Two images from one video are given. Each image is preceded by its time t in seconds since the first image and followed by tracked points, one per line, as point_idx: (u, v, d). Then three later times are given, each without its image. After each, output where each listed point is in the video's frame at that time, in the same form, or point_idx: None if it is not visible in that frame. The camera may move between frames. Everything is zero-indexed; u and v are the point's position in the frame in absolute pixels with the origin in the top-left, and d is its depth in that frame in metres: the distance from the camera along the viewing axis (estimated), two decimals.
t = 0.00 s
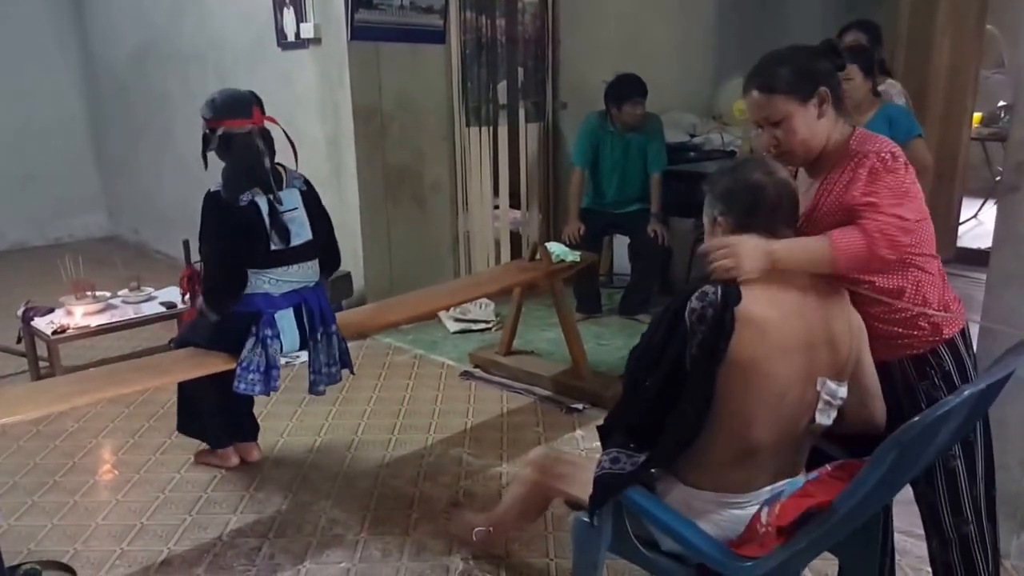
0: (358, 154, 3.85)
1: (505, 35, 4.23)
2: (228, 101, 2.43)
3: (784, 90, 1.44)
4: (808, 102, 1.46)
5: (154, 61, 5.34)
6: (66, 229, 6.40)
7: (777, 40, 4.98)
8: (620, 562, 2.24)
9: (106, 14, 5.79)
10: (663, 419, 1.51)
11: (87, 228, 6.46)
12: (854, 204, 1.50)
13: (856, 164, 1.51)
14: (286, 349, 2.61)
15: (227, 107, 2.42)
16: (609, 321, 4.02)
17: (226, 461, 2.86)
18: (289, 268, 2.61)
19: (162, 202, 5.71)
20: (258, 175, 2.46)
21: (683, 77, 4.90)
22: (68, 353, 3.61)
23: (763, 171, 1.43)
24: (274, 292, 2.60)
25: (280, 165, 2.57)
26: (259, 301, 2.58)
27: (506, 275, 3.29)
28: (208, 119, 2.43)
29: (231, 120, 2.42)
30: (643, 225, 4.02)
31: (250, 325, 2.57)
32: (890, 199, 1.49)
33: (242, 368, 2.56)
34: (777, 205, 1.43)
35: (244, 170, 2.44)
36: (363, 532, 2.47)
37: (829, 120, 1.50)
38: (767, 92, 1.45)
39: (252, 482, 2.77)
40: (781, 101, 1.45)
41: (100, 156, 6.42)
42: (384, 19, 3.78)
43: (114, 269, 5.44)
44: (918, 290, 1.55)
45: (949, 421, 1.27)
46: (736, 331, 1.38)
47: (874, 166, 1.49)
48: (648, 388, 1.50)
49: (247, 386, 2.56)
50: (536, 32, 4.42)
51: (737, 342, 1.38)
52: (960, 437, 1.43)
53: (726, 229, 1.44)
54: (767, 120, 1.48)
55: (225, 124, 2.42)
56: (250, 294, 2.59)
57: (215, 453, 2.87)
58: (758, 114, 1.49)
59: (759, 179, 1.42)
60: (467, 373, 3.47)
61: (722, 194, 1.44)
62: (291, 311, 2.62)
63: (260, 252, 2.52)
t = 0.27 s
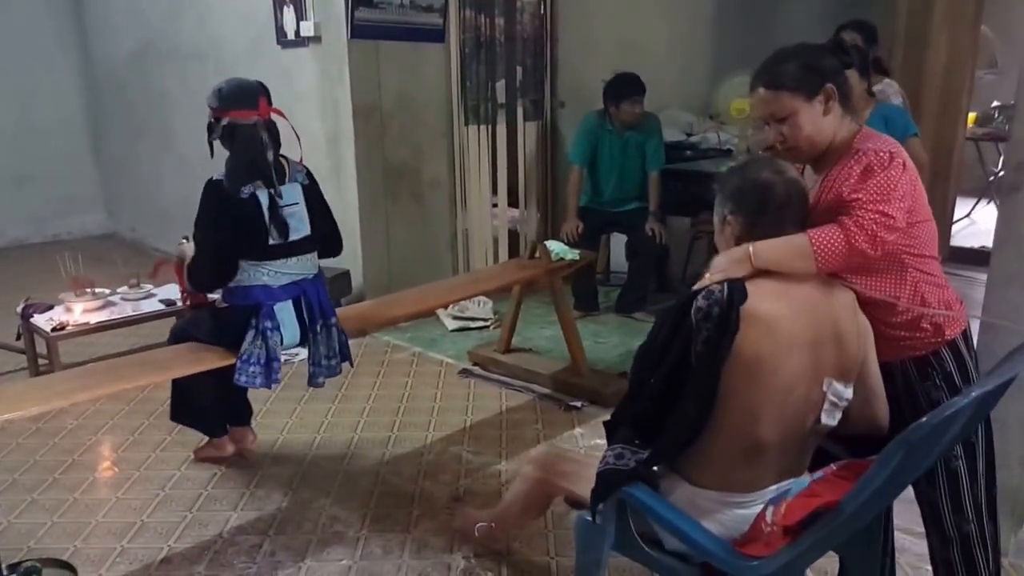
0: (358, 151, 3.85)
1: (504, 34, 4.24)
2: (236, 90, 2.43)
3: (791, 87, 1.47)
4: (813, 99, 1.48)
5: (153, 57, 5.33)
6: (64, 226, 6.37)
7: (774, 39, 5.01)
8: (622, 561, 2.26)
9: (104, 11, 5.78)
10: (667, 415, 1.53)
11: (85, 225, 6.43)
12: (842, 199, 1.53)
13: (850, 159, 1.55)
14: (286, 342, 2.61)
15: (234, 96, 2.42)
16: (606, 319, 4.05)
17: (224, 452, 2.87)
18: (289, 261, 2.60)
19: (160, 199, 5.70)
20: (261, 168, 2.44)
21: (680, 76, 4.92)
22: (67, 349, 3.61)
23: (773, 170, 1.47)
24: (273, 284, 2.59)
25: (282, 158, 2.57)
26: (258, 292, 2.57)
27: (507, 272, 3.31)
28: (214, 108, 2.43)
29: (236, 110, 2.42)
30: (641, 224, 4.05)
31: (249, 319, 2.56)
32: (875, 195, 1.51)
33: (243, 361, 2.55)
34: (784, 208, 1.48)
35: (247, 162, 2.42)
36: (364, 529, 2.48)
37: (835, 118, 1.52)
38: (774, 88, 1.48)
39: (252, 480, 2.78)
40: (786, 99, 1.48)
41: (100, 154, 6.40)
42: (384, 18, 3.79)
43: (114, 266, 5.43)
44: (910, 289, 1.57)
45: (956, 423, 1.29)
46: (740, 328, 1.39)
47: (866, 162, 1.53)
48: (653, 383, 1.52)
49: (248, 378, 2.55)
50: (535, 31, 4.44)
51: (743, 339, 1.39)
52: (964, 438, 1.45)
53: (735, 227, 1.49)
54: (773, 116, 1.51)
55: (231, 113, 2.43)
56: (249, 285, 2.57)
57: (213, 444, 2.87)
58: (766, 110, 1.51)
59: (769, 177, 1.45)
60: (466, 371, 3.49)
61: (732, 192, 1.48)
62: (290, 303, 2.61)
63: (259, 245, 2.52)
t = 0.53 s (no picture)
0: (358, 149, 3.94)
1: (502, 32, 4.26)
2: (237, 98, 2.43)
3: (797, 84, 1.51)
4: (822, 96, 1.51)
5: (152, 54, 5.34)
6: (61, 222, 6.36)
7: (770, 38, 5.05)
8: (626, 560, 2.29)
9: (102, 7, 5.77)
10: (669, 411, 1.55)
11: (82, 220, 6.42)
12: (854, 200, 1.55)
13: (869, 159, 1.55)
14: (290, 347, 2.63)
15: (237, 104, 2.42)
16: (602, 317, 4.08)
17: (226, 456, 2.88)
18: (296, 267, 2.63)
19: (157, 196, 5.69)
20: (265, 174, 2.46)
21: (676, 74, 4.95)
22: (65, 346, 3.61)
23: (779, 169, 1.47)
24: (279, 290, 2.61)
25: (286, 163, 2.58)
26: (264, 298, 2.59)
27: (506, 270, 3.34)
28: (216, 117, 2.43)
29: (239, 118, 2.42)
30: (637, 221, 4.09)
31: (252, 323, 2.58)
32: (888, 201, 1.53)
33: (245, 365, 2.56)
34: (790, 208, 1.48)
35: (252, 170, 2.44)
36: (365, 528, 2.49)
37: (845, 113, 1.54)
38: (783, 84, 1.51)
39: (252, 478, 2.79)
40: (795, 95, 1.51)
41: (97, 150, 6.39)
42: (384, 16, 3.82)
43: (113, 263, 5.42)
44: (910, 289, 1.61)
45: (963, 424, 1.31)
46: (742, 327, 1.41)
47: (884, 165, 1.54)
48: (655, 381, 1.55)
49: (249, 383, 2.58)
50: (533, 30, 4.47)
51: (746, 336, 1.41)
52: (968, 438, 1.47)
53: (740, 225, 1.49)
54: (784, 113, 1.54)
55: (232, 121, 2.43)
56: (255, 292, 2.60)
57: (216, 449, 2.88)
58: (777, 105, 1.54)
59: (775, 177, 1.46)
60: (464, 368, 3.52)
61: (736, 190, 1.49)
62: (295, 310, 2.64)
63: (269, 250, 2.54)
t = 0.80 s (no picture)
0: (358, 148, 3.95)
1: (502, 32, 4.28)
2: (241, 92, 2.43)
3: (815, 81, 1.52)
4: (840, 92, 1.52)
5: (151, 54, 5.34)
6: (61, 222, 6.35)
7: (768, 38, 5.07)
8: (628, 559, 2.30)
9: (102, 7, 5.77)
10: (670, 410, 1.56)
11: (81, 221, 6.42)
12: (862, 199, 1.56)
13: (883, 158, 1.56)
14: (290, 343, 2.63)
15: (242, 99, 2.42)
16: (601, 316, 4.10)
17: (226, 453, 2.88)
18: (295, 263, 2.62)
19: (156, 195, 5.69)
20: (268, 170, 2.46)
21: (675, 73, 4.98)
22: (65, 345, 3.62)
23: (778, 168, 1.47)
24: (278, 286, 2.61)
25: (288, 159, 2.59)
26: (264, 294, 2.59)
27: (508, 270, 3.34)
28: (220, 112, 2.44)
29: (244, 114, 2.43)
30: (637, 220, 4.13)
31: (253, 320, 2.58)
32: (896, 201, 1.54)
33: (247, 361, 2.56)
34: (790, 208, 1.48)
35: (257, 166, 2.44)
36: (365, 527, 2.50)
37: (862, 111, 1.56)
38: (801, 79, 1.52)
39: (253, 477, 2.79)
40: (811, 91, 1.53)
41: (96, 149, 6.38)
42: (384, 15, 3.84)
43: (114, 262, 5.42)
44: (916, 290, 1.62)
45: (971, 424, 1.32)
46: (742, 326, 1.42)
47: (896, 165, 1.55)
48: (655, 380, 1.55)
49: (251, 379, 2.57)
50: (533, 30, 4.48)
51: (746, 336, 1.42)
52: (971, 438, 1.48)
53: (740, 225, 1.49)
54: (802, 108, 1.56)
55: (238, 117, 2.43)
56: (255, 287, 2.60)
57: (216, 446, 2.89)
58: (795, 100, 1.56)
59: (774, 176, 1.46)
60: (463, 367, 3.53)
61: (735, 190, 1.49)
62: (295, 306, 2.63)
63: (269, 248, 2.55)
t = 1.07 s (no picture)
0: (358, 147, 3.94)
1: (502, 32, 4.28)
2: (241, 91, 2.43)
3: (835, 78, 1.52)
4: (859, 90, 1.53)
5: (151, 54, 5.34)
6: (61, 222, 6.35)
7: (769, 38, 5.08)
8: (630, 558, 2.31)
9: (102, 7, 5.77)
10: (671, 409, 1.56)
11: (81, 221, 6.41)
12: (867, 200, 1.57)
13: (894, 162, 1.56)
14: (291, 342, 2.64)
15: (243, 98, 2.42)
16: (600, 315, 4.10)
17: (226, 451, 2.88)
18: (296, 262, 2.63)
19: (156, 194, 5.69)
20: (270, 170, 2.46)
21: (675, 72, 4.99)
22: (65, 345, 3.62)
23: (778, 167, 1.46)
24: (280, 286, 2.61)
25: (289, 157, 2.59)
26: (265, 294, 2.59)
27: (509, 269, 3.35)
28: (221, 110, 2.44)
29: (245, 113, 2.42)
30: (637, 219, 4.14)
31: (254, 319, 2.59)
32: (899, 206, 1.55)
33: (248, 361, 2.57)
34: (790, 209, 1.48)
35: (258, 165, 2.44)
36: (366, 526, 2.50)
37: (880, 111, 1.57)
38: (822, 76, 1.53)
39: (254, 476, 2.79)
40: (831, 87, 1.53)
41: (97, 149, 6.37)
42: (385, 15, 3.85)
43: (114, 262, 5.42)
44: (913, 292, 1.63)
45: (975, 422, 1.32)
46: (742, 326, 1.42)
47: (904, 170, 1.55)
48: (656, 379, 1.56)
49: (252, 378, 2.58)
50: (533, 29, 4.49)
51: (746, 335, 1.42)
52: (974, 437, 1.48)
53: (741, 224, 1.49)
54: (819, 103, 1.58)
55: (239, 116, 2.43)
56: (256, 286, 2.60)
57: (216, 445, 2.89)
58: (813, 96, 1.57)
59: (775, 175, 1.45)
60: (463, 367, 3.54)
61: (736, 189, 1.48)
62: (296, 304, 2.64)
63: (268, 248, 2.55)
